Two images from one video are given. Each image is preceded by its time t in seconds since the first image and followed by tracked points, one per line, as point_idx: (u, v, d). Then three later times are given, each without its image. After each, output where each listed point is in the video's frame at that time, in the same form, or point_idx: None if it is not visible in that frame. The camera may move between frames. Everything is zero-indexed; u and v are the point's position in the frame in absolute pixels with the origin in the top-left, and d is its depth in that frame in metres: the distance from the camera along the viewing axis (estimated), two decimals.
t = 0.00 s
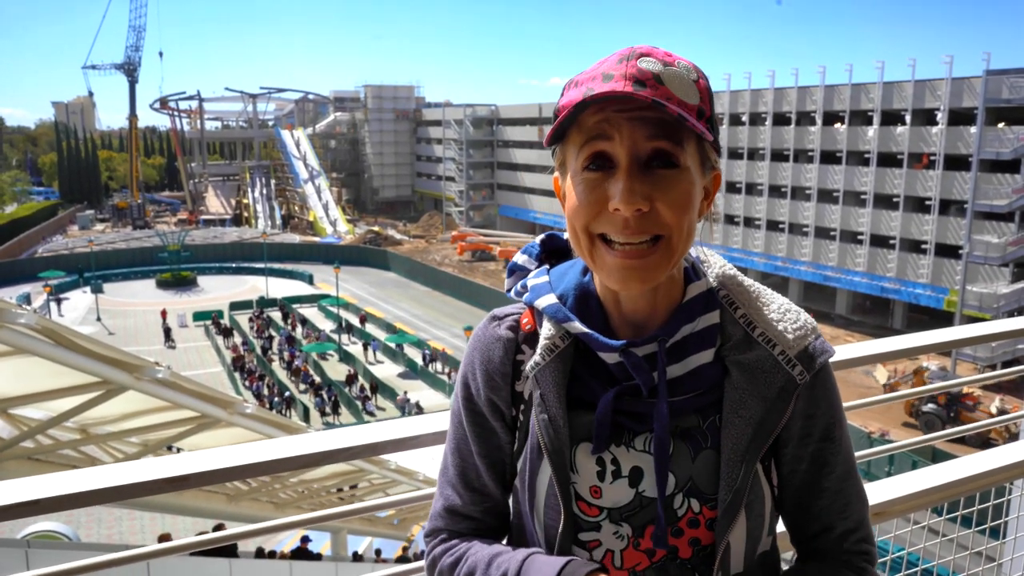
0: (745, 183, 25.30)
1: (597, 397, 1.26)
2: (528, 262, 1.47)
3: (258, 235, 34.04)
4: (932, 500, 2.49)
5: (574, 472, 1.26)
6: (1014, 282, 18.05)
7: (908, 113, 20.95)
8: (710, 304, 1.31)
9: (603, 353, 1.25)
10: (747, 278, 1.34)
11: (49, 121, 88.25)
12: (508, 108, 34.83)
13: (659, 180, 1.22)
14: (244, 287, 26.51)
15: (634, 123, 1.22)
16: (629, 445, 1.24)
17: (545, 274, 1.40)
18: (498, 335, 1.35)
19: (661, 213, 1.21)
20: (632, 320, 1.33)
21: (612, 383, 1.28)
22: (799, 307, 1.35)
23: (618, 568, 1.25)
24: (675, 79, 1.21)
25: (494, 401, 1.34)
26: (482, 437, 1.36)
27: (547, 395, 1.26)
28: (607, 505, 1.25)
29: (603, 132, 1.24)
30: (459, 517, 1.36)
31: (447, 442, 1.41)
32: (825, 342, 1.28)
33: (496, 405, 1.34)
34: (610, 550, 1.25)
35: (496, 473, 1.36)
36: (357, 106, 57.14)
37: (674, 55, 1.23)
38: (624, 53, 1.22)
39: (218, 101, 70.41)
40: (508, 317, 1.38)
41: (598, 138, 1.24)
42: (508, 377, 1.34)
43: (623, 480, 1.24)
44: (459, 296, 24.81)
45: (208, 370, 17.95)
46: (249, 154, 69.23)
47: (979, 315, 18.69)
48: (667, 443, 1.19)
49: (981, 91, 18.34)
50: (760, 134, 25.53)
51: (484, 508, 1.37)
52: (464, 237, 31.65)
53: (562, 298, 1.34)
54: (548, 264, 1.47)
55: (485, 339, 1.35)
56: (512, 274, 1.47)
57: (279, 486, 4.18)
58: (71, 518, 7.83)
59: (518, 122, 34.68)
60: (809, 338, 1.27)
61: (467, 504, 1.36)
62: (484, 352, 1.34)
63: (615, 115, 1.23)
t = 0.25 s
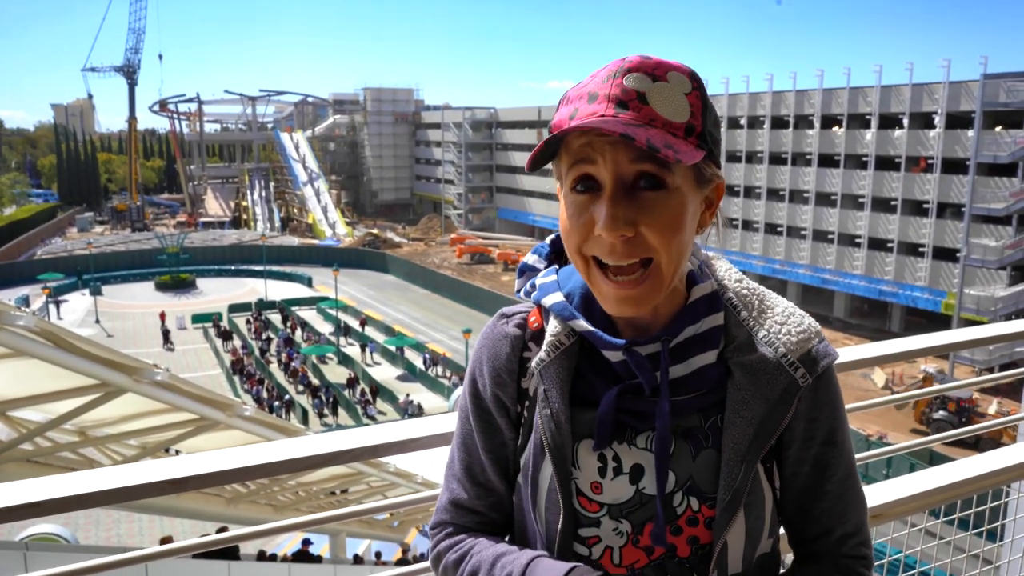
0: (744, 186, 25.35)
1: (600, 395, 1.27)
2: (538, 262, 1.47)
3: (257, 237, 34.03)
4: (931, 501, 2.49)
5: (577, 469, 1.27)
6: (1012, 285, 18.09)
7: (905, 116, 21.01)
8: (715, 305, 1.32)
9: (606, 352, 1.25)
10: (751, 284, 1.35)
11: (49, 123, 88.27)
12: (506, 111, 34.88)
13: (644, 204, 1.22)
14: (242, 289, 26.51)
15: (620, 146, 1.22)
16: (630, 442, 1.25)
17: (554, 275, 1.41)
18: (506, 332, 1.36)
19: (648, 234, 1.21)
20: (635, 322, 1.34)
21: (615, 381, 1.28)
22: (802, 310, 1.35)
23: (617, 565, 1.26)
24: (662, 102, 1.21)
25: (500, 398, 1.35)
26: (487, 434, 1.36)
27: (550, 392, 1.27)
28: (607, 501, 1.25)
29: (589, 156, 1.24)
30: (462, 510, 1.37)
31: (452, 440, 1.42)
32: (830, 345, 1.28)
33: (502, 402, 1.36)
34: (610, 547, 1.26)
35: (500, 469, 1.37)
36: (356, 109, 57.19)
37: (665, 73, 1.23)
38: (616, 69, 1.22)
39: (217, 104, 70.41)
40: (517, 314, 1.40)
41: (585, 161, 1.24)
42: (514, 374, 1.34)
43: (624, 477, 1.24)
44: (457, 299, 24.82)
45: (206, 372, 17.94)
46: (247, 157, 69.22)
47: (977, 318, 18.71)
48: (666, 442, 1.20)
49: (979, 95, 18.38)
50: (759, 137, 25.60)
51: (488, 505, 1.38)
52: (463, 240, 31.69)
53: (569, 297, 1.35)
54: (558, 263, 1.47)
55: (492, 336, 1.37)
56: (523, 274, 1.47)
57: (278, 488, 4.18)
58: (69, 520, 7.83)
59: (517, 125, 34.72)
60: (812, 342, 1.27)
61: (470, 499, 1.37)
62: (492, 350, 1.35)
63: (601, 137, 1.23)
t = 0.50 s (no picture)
0: (744, 190, 25.36)
1: (591, 408, 1.27)
2: (538, 269, 1.49)
3: (258, 242, 34.07)
4: (929, 506, 2.49)
5: (566, 480, 1.27)
6: (1012, 291, 18.07)
7: (906, 121, 21.01)
8: (710, 319, 1.32)
9: (599, 362, 1.26)
10: (749, 295, 1.35)
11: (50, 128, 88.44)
12: (507, 116, 34.91)
13: (657, 200, 1.23)
14: (243, 294, 26.52)
15: (633, 145, 1.23)
16: (620, 455, 1.25)
17: (551, 282, 1.43)
18: (501, 338, 1.36)
19: (660, 231, 1.22)
20: (631, 329, 1.34)
21: (608, 393, 1.29)
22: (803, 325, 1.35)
23: None
24: (679, 102, 1.22)
25: (494, 406, 1.35)
26: (482, 441, 1.37)
27: (542, 401, 1.28)
28: (595, 514, 1.25)
29: (604, 152, 1.24)
30: (457, 515, 1.38)
31: (448, 444, 1.43)
32: (828, 363, 1.28)
33: (495, 410, 1.36)
34: (597, 562, 1.26)
35: (494, 477, 1.37)
36: (356, 113, 57.22)
37: (682, 74, 1.24)
38: (631, 68, 1.23)
39: (218, 109, 70.51)
40: (513, 322, 1.40)
41: (598, 158, 1.25)
42: (508, 381, 1.35)
43: (613, 490, 1.24)
44: (458, 304, 24.82)
45: (207, 377, 17.94)
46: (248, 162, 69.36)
47: (977, 324, 18.69)
48: (655, 455, 1.20)
49: (979, 100, 18.36)
50: (759, 142, 25.61)
51: (483, 508, 1.38)
52: (463, 245, 31.71)
53: (563, 306, 1.37)
54: (556, 272, 1.49)
55: (489, 343, 1.37)
56: (524, 281, 1.50)
57: (278, 493, 4.18)
58: (69, 525, 7.81)
59: (518, 130, 34.75)
60: (811, 358, 1.27)
61: (465, 501, 1.38)
62: (487, 357, 1.36)
63: (615, 136, 1.24)
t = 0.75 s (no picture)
0: (744, 192, 25.33)
1: (584, 410, 1.26)
2: (516, 275, 1.47)
3: (258, 244, 34.03)
4: (929, 509, 2.47)
5: (560, 487, 1.25)
6: (1014, 292, 18.02)
7: (907, 122, 20.98)
8: (697, 316, 1.31)
9: (587, 365, 1.23)
10: (735, 291, 1.34)
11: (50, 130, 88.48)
12: (507, 118, 34.90)
13: (653, 193, 1.22)
14: (243, 296, 26.52)
15: (630, 136, 1.22)
16: (614, 459, 1.24)
17: (531, 288, 1.40)
18: (484, 347, 1.34)
19: (654, 223, 1.21)
20: (617, 330, 1.33)
21: (598, 397, 1.27)
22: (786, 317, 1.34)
23: None
24: (677, 95, 1.21)
25: (482, 413, 1.34)
26: (470, 453, 1.36)
27: (531, 409, 1.26)
28: (593, 519, 1.24)
29: (600, 141, 1.23)
30: (450, 529, 1.36)
31: (436, 453, 1.40)
32: (815, 353, 1.27)
33: (483, 418, 1.34)
34: (595, 565, 1.24)
35: (488, 487, 1.36)
36: (357, 115, 57.25)
37: (674, 69, 1.23)
38: (626, 62, 1.22)
39: (218, 111, 70.53)
40: (495, 330, 1.37)
41: (594, 147, 1.23)
42: (494, 391, 1.34)
43: (609, 493, 1.23)
44: (458, 306, 24.81)
45: (207, 379, 17.91)
46: (248, 164, 69.36)
47: (979, 326, 18.64)
48: (651, 456, 1.19)
49: (981, 101, 18.31)
50: (760, 143, 25.57)
51: (474, 523, 1.37)
52: (463, 246, 31.67)
53: (546, 312, 1.34)
54: (534, 278, 1.47)
55: (471, 352, 1.35)
56: (501, 288, 1.46)
57: (278, 495, 4.17)
58: (68, 527, 7.77)
59: (518, 132, 34.73)
60: (797, 350, 1.26)
61: (457, 517, 1.36)
62: (470, 366, 1.34)
63: (611, 126, 1.22)
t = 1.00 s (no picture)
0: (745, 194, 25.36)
1: (573, 416, 1.24)
2: (504, 282, 1.46)
3: (257, 246, 34.03)
4: (929, 511, 2.46)
5: (550, 494, 1.24)
6: (1015, 294, 18.00)
7: (908, 124, 20.98)
8: (685, 318, 1.30)
9: (575, 370, 1.22)
10: (725, 291, 1.33)
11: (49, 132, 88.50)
12: (507, 119, 34.88)
13: (637, 185, 1.21)
14: (243, 298, 26.51)
15: (615, 130, 1.22)
16: (604, 464, 1.22)
17: (519, 294, 1.39)
18: (474, 355, 1.33)
19: (638, 218, 1.20)
20: (605, 334, 1.32)
21: (587, 402, 1.26)
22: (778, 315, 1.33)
23: None
24: (660, 92, 1.21)
25: (474, 421, 1.33)
26: (467, 459, 1.35)
27: (521, 417, 1.25)
28: (583, 525, 1.22)
29: (586, 134, 1.23)
30: (451, 546, 1.34)
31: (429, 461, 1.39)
32: (804, 352, 1.26)
33: (475, 427, 1.33)
34: (587, 569, 1.22)
35: (482, 495, 1.35)
36: (356, 116, 57.24)
37: (656, 68, 1.23)
38: (610, 62, 1.22)
39: (217, 112, 70.55)
40: (485, 337, 1.36)
41: (580, 140, 1.23)
42: (486, 399, 1.32)
43: (598, 499, 1.21)
44: (458, 307, 24.80)
45: (207, 382, 17.90)
46: (248, 165, 69.34)
47: (979, 327, 18.61)
48: (639, 460, 1.17)
49: (981, 103, 18.30)
50: (760, 145, 25.59)
51: (474, 533, 1.36)
52: (463, 248, 31.66)
53: (533, 318, 1.33)
54: (523, 283, 1.46)
55: (462, 359, 1.34)
56: (491, 294, 1.46)
57: (277, 498, 4.15)
58: (67, 530, 7.73)
59: (518, 133, 34.72)
60: (788, 348, 1.25)
61: (456, 527, 1.35)
62: (462, 375, 1.33)
63: (596, 120, 1.23)
